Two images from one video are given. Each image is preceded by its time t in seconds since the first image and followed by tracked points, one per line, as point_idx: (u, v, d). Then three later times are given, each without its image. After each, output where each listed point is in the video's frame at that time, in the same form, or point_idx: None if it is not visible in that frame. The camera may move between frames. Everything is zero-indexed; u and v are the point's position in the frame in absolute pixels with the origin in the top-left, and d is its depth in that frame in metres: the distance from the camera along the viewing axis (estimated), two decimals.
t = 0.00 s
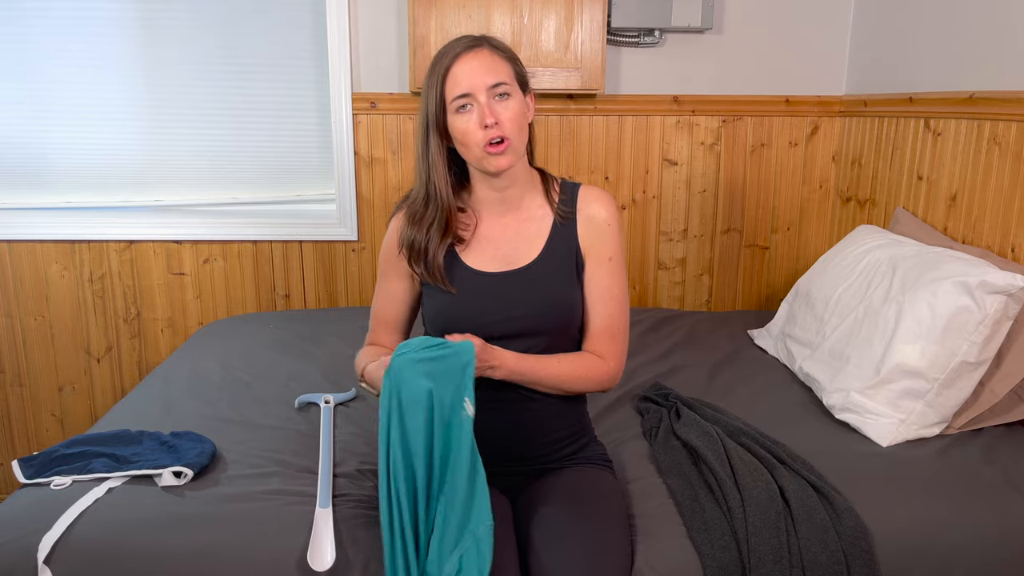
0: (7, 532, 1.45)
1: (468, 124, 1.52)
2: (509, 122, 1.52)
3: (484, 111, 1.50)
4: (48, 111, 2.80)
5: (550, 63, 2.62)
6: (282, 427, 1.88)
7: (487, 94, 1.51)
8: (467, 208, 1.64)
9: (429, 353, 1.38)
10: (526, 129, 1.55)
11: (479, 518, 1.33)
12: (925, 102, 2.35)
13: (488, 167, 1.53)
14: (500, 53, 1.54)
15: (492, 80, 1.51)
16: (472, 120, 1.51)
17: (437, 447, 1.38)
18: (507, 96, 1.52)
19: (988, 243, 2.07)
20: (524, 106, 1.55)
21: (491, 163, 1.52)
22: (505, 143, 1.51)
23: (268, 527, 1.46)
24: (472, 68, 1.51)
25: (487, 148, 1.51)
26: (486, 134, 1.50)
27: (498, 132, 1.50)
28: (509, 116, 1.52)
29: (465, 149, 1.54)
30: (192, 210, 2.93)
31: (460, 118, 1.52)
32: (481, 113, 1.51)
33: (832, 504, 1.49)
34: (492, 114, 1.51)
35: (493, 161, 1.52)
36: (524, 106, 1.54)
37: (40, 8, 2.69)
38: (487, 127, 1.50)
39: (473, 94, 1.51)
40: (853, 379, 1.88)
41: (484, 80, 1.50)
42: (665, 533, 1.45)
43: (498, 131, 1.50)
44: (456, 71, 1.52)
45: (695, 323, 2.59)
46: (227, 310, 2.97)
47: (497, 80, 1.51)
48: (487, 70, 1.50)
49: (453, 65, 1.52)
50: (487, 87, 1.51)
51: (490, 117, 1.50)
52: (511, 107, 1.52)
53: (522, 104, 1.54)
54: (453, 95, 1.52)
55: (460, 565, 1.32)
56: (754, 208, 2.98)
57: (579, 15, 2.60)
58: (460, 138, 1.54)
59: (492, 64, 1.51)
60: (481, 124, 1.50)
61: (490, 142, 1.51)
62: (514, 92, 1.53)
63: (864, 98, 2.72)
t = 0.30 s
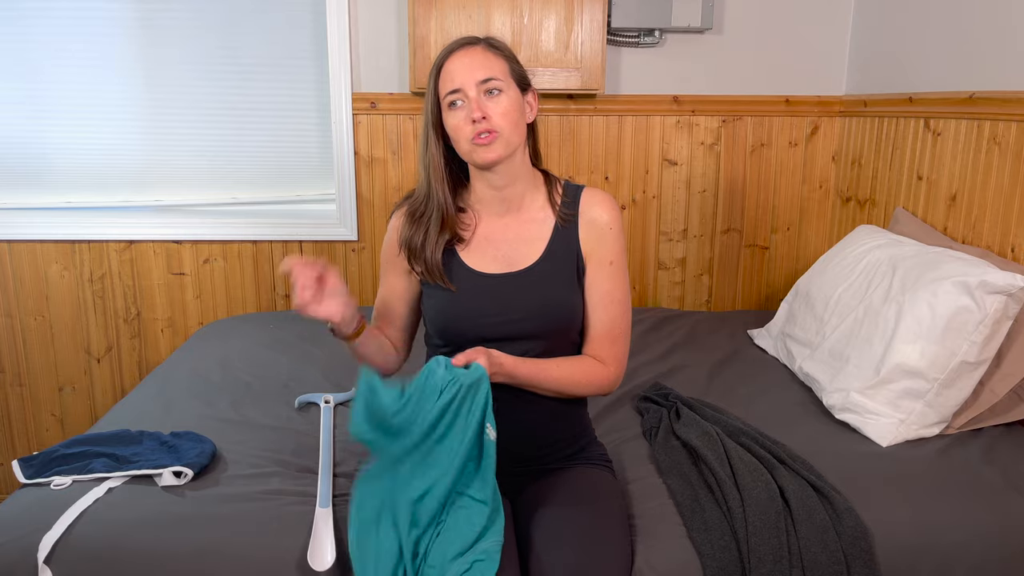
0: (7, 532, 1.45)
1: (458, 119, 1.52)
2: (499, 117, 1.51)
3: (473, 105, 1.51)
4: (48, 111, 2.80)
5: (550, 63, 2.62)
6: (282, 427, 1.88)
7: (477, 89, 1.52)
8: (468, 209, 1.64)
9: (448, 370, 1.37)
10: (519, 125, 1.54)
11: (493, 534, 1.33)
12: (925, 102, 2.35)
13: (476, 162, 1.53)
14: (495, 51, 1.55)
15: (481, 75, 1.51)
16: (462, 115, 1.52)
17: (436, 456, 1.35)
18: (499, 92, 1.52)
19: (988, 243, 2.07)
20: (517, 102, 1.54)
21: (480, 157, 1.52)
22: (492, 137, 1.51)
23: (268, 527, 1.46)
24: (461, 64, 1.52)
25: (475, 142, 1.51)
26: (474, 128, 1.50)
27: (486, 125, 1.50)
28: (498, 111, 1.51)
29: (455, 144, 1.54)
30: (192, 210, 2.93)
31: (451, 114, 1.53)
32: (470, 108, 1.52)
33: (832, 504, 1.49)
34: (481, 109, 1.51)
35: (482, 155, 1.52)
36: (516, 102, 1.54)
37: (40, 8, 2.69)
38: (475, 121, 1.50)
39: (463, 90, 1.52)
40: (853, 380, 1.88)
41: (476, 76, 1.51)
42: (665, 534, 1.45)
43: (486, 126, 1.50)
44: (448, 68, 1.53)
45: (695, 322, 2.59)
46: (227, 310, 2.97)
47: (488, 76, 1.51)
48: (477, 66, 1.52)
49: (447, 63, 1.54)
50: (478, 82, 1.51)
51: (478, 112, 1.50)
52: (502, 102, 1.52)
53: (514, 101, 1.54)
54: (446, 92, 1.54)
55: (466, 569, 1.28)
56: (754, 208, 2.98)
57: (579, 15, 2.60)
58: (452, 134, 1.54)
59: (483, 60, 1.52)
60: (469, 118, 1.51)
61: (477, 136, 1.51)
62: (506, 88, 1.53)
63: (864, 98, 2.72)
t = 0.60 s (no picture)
0: (7, 532, 1.45)
1: (460, 118, 1.52)
2: (501, 116, 1.52)
3: (475, 105, 1.51)
4: (48, 111, 2.80)
5: (550, 63, 2.62)
6: (283, 427, 1.88)
7: (479, 88, 1.52)
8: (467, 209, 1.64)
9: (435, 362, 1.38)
10: (520, 124, 1.55)
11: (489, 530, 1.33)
12: (925, 101, 2.35)
13: (478, 161, 1.53)
14: (496, 50, 1.55)
15: (484, 75, 1.51)
16: (463, 114, 1.52)
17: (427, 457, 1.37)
18: (500, 92, 1.53)
19: (988, 243, 2.07)
20: (518, 101, 1.54)
21: (481, 157, 1.53)
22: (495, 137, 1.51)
23: (269, 527, 1.46)
24: (464, 63, 1.52)
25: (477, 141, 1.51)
26: (476, 128, 1.51)
27: (488, 125, 1.51)
28: (500, 111, 1.52)
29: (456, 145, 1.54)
30: (192, 210, 2.94)
31: (452, 114, 1.53)
32: (473, 107, 1.51)
33: (832, 504, 1.49)
34: (483, 108, 1.51)
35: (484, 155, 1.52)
36: (518, 102, 1.54)
37: (41, 8, 2.69)
38: (477, 121, 1.50)
39: (465, 89, 1.52)
40: (853, 379, 1.88)
41: (477, 75, 1.51)
42: (665, 533, 1.46)
43: (488, 126, 1.50)
44: (449, 66, 1.53)
45: (695, 322, 2.59)
46: (227, 310, 2.97)
47: (490, 76, 1.51)
48: (479, 65, 1.51)
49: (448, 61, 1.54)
50: (480, 82, 1.52)
51: (480, 111, 1.50)
52: (504, 102, 1.52)
53: (516, 101, 1.54)
54: (447, 90, 1.54)
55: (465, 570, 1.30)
56: (754, 208, 2.98)
57: (579, 15, 2.60)
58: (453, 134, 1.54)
59: (485, 59, 1.52)
60: (471, 118, 1.51)
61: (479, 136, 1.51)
62: (507, 87, 1.53)
63: (864, 98, 2.72)
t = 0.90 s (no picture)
0: (7, 532, 1.45)
1: (473, 118, 1.52)
2: (514, 116, 1.52)
3: (490, 104, 1.51)
4: (48, 111, 2.80)
5: (550, 63, 2.62)
6: (283, 427, 1.88)
7: (492, 88, 1.52)
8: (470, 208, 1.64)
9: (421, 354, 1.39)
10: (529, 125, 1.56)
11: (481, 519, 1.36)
12: (925, 101, 2.35)
13: (492, 161, 1.53)
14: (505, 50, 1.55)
15: (497, 74, 1.52)
16: (477, 114, 1.52)
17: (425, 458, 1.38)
18: (512, 91, 1.53)
19: (988, 243, 2.07)
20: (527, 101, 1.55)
21: (494, 156, 1.52)
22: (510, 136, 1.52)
23: (269, 526, 1.46)
24: (476, 63, 1.52)
25: (491, 141, 1.51)
26: (491, 127, 1.50)
27: (503, 124, 1.51)
28: (514, 110, 1.52)
29: (468, 144, 1.54)
30: (192, 210, 2.94)
31: (464, 114, 1.53)
32: (487, 107, 1.51)
33: (832, 504, 1.49)
34: (498, 107, 1.51)
35: (498, 154, 1.52)
36: (529, 101, 1.55)
37: (42, 8, 2.69)
38: (492, 120, 1.50)
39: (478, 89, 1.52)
40: (853, 379, 1.88)
41: (491, 75, 1.51)
42: (665, 533, 1.45)
43: (503, 125, 1.51)
44: (462, 65, 1.53)
45: (695, 322, 2.59)
46: (227, 310, 2.97)
47: (503, 75, 1.52)
48: (493, 65, 1.52)
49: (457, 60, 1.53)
50: (493, 81, 1.52)
51: (495, 110, 1.51)
52: (516, 102, 1.53)
53: (526, 100, 1.55)
54: (458, 89, 1.53)
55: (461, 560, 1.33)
56: (754, 208, 2.98)
57: (579, 15, 2.60)
58: (465, 133, 1.54)
59: (497, 59, 1.52)
60: (486, 117, 1.51)
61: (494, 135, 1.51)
62: (518, 87, 1.54)
63: (864, 98, 2.72)
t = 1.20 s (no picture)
0: (7, 532, 1.45)
1: (492, 113, 1.51)
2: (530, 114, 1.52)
3: (510, 100, 1.51)
4: (48, 111, 2.80)
5: (549, 63, 2.63)
6: (283, 427, 1.88)
7: (511, 85, 1.52)
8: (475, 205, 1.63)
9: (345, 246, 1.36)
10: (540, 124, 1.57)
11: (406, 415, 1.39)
12: (925, 101, 2.35)
13: (508, 158, 1.52)
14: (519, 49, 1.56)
15: (516, 72, 1.52)
16: (497, 108, 1.51)
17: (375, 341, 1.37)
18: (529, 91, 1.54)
19: (988, 243, 2.07)
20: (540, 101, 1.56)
21: (510, 153, 1.51)
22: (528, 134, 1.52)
23: (269, 526, 1.46)
24: (494, 59, 1.52)
25: (510, 136, 1.50)
26: (511, 123, 1.50)
27: (522, 120, 1.50)
28: (531, 108, 1.52)
29: (483, 140, 1.52)
30: (191, 210, 2.94)
31: (482, 109, 1.52)
32: (507, 102, 1.51)
33: (832, 504, 1.49)
34: (518, 104, 1.51)
35: (516, 150, 1.51)
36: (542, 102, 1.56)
37: (42, 8, 2.69)
38: (512, 116, 1.50)
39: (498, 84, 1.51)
40: (853, 379, 1.88)
41: (511, 71, 1.52)
42: (665, 533, 1.45)
43: (524, 121, 1.51)
44: (482, 61, 1.52)
45: (695, 322, 2.59)
46: (227, 311, 2.97)
47: (522, 74, 1.53)
48: (512, 62, 1.52)
49: (476, 55, 1.52)
50: (513, 78, 1.52)
51: (516, 106, 1.50)
52: (532, 100, 1.53)
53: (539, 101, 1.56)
54: (477, 84, 1.52)
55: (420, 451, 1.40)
56: (754, 208, 2.98)
57: (579, 15, 2.60)
58: (481, 129, 1.52)
59: (514, 58, 1.53)
60: (508, 111, 1.50)
61: (513, 131, 1.50)
62: (532, 86, 1.55)
63: (864, 98, 2.72)
